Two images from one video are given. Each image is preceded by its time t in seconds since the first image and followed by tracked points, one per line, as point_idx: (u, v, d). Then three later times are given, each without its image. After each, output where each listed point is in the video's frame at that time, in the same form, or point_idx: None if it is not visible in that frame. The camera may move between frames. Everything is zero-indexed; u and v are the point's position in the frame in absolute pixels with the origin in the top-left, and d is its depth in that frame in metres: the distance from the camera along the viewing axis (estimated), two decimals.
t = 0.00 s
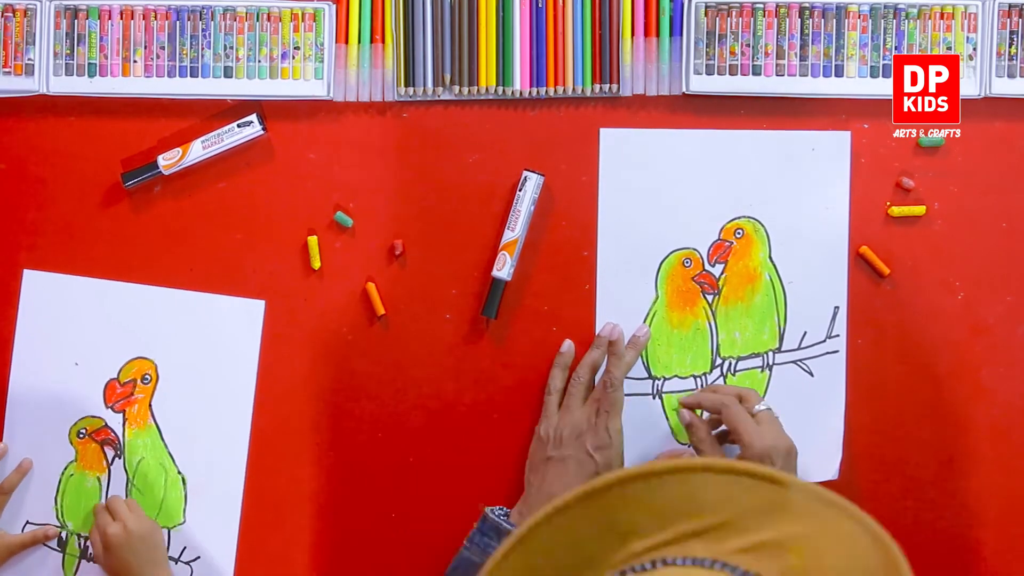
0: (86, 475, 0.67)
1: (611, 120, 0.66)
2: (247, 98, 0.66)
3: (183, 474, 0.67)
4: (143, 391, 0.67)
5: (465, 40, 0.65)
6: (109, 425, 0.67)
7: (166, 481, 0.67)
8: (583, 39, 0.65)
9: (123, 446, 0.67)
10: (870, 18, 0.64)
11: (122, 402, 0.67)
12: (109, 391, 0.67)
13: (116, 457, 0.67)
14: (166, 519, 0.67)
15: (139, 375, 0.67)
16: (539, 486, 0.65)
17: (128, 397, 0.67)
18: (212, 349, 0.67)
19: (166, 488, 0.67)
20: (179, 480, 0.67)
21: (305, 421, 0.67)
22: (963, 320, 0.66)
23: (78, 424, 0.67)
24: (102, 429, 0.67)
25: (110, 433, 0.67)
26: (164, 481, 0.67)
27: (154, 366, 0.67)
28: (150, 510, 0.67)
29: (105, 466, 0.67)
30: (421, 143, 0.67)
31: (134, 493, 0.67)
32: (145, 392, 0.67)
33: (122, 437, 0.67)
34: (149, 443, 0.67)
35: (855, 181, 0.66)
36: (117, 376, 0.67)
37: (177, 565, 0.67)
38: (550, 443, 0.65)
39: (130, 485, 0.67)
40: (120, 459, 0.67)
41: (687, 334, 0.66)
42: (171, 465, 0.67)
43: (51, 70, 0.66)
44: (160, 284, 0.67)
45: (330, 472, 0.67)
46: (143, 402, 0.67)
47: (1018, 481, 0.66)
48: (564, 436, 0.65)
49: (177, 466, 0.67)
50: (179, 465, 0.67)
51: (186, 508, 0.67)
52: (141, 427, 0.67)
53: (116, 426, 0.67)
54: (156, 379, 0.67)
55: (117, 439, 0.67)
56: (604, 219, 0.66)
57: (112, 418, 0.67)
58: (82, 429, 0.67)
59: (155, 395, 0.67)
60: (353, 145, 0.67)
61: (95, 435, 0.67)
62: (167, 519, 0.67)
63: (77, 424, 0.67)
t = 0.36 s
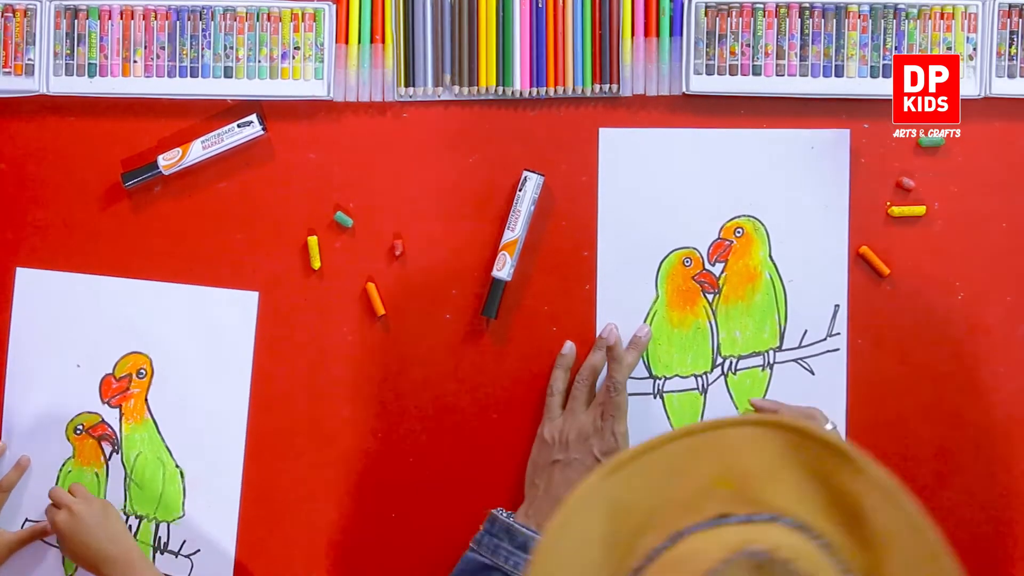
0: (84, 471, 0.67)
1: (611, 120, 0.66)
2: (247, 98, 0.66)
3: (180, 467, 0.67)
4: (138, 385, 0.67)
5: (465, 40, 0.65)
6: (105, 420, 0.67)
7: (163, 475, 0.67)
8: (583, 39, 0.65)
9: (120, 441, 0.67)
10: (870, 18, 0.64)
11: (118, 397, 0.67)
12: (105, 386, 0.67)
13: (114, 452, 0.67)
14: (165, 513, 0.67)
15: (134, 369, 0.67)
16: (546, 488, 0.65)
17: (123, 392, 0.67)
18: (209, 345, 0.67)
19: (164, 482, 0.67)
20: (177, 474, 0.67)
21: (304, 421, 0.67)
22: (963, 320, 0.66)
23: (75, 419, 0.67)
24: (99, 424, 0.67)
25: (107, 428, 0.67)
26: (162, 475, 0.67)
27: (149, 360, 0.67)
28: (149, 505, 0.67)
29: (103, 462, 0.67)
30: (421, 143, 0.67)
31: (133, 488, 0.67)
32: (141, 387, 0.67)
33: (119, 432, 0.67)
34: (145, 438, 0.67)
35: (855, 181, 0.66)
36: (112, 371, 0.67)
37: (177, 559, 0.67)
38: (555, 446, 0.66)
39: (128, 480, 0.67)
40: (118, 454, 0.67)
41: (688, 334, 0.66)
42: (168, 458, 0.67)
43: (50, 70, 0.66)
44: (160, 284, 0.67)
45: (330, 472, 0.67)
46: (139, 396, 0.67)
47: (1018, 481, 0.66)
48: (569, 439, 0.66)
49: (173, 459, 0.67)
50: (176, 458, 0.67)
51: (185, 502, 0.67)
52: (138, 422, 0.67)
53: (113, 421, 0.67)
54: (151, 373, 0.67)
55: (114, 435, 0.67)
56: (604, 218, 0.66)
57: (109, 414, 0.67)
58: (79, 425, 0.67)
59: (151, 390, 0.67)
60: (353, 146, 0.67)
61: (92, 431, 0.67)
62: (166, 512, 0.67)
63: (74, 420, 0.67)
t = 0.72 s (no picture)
0: (81, 466, 0.67)
1: (611, 120, 0.66)
2: (247, 97, 0.66)
3: (179, 460, 0.67)
4: (133, 378, 0.67)
5: (465, 40, 0.65)
6: (102, 415, 0.67)
7: (161, 467, 0.67)
8: (583, 39, 0.65)
9: (116, 435, 0.67)
10: (870, 18, 0.64)
11: (113, 391, 0.67)
12: (99, 380, 0.67)
13: (111, 446, 0.67)
14: (165, 506, 0.67)
15: (129, 363, 0.67)
16: (538, 485, 0.65)
17: (118, 386, 0.67)
18: (207, 340, 0.67)
19: (162, 474, 0.67)
20: (175, 466, 0.67)
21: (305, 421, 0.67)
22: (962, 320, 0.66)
23: (72, 415, 0.67)
24: (95, 419, 0.67)
25: (103, 422, 0.67)
26: (160, 468, 0.67)
27: (143, 353, 0.67)
28: (148, 497, 0.67)
29: (100, 456, 0.67)
30: (421, 143, 0.67)
31: (131, 482, 0.67)
32: (136, 380, 0.67)
33: (116, 427, 0.67)
34: (141, 431, 0.67)
35: (855, 181, 0.66)
36: (107, 365, 0.67)
37: (178, 551, 0.67)
38: (545, 442, 0.65)
39: (126, 474, 0.67)
40: (115, 449, 0.67)
41: (684, 327, 0.66)
42: (165, 451, 0.67)
43: (50, 70, 0.66)
44: (159, 283, 0.67)
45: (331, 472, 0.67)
46: (134, 390, 0.67)
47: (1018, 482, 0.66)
48: (559, 434, 0.65)
49: (171, 451, 0.67)
50: (175, 451, 0.67)
51: (184, 493, 0.67)
52: (134, 415, 0.67)
53: (109, 415, 0.67)
54: (146, 366, 0.67)
55: (111, 429, 0.67)
56: (604, 217, 0.66)
57: (104, 408, 0.67)
58: (75, 420, 0.67)
59: (146, 382, 0.67)
60: (353, 146, 0.67)
61: (89, 426, 0.67)
62: (165, 504, 0.67)
63: (70, 416, 0.67)
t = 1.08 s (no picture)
0: (82, 468, 0.67)
1: (611, 120, 0.66)
2: (247, 98, 0.66)
3: (179, 462, 0.67)
4: (134, 380, 0.67)
5: (465, 40, 0.65)
6: (102, 417, 0.67)
7: (162, 469, 0.67)
8: (583, 39, 0.65)
9: (117, 437, 0.67)
10: (870, 18, 0.64)
11: (114, 393, 0.67)
12: (99, 382, 0.67)
13: (111, 449, 0.67)
14: (166, 508, 0.67)
15: (129, 365, 0.67)
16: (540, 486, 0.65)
17: (119, 388, 0.67)
18: (205, 341, 0.67)
19: (163, 476, 0.67)
20: (176, 468, 0.67)
21: (304, 421, 0.67)
22: (963, 320, 0.66)
23: (72, 417, 0.67)
24: (95, 422, 0.67)
25: (104, 425, 0.67)
26: (160, 470, 0.67)
27: (143, 355, 0.67)
28: (149, 499, 0.67)
29: (99, 459, 0.67)
30: (421, 143, 0.67)
31: (131, 484, 0.67)
32: (137, 382, 0.67)
33: (116, 429, 0.67)
34: (142, 433, 0.67)
35: (856, 181, 0.66)
36: (107, 368, 0.67)
37: (179, 552, 0.67)
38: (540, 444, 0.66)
39: (127, 477, 0.67)
40: (115, 451, 0.67)
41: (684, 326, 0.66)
42: (166, 453, 0.67)
43: (50, 70, 0.66)
44: (160, 285, 0.67)
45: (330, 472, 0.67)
46: (134, 392, 0.67)
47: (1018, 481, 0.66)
48: (553, 434, 0.66)
49: (172, 453, 0.67)
50: (175, 453, 0.67)
51: (184, 494, 0.67)
52: (134, 418, 0.67)
53: (109, 418, 0.67)
54: (146, 368, 0.67)
55: (111, 431, 0.67)
56: (604, 217, 0.66)
57: (105, 410, 0.67)
58: (76, 423, 0.67)
59: (147, 384, 0.67)
60: (353, 146, 0.67)
61: (89, 428, 0.67)
62: (166, 506, 0.67)
63: (70, 418, 0.67)
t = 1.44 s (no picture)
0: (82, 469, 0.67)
1: (611, 120, 0.66)
2: (247, 98, 0.66)
3: (180, 464, 0.67)
4: (135, 381, 0.67)
5: (465, 40, 0.65)
6: (104, 418, 0.67)
7: (163, 471, 0.67)
8: (583, 40, 0.65)
9: (118, 438, 0.67)
10: (870, 18, 0.64)
11: (115, 394, 0.67)
12: (101, 384, 0.67)
13: (112, 450, 0.67)
14: (165, 509, 0.67)
15: (131, 366, 0.67)
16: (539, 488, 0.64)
17: (120, 389, 0.67)
18: (205, 341, 0.67)
19: (163, 478, 0.67)
20: (176, 469, 0.67)
21: (304, 421, 0.67)
22: (963, 320, 0.66)
23: (73, 418, 0.67)
24: (97, 423, 0.67)
25: (105, 425, 0.67)
26: (161, 471, 0.67)
27: (145, 356, 0.67)
28: (149, 501, 0.67)
29: (101, 459, 0.67)
30: (421, 143, 0.67)
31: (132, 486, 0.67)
32: (139, 383, 0.67)
33: (118, 430, 0.67)
34: (143, 434, 0.67)
35: (856, 181, 0.66)
36: (108, 369, 0.67)
37: (178, 555, 0.67)
38: (540, 445, 0.65)
39: (127, 478, 0.67)
40: (116, 452, 0.67)
41: (683, 326, 0.66)
42: (167, 454, 0.67)
43: (50, 70, 0.66)
44: (161, 286, 0.67)
45: (330, 472, 0.67)
46: (136, 393, 0.67)
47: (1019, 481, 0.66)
48: (554, 434, 0.65)
49: (172, 455, 0.67)
50: (176, 454, 0.67)
51: (185, 496, 0.67)
52: (136, 419, 0.67)
53: (111, 419, 0.67)
54: (148, 369, 0.67)
55: (112, 432, 0.67)
56: (604, 217, 0.66)
57: (106, 411, 0.67)
58: (77, 423, 0.67)
59: (148, 385, 0.67)
60: (353, 146, 0.67)
61: (90, 429, 0.67)
62: (166, 508, 0.67)
63: (72, 419, 0.67)
